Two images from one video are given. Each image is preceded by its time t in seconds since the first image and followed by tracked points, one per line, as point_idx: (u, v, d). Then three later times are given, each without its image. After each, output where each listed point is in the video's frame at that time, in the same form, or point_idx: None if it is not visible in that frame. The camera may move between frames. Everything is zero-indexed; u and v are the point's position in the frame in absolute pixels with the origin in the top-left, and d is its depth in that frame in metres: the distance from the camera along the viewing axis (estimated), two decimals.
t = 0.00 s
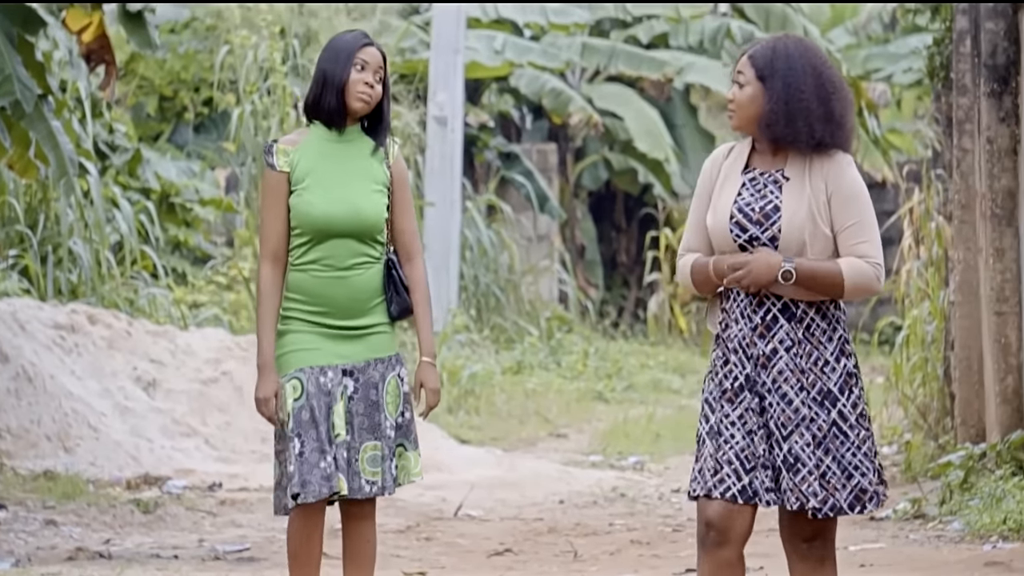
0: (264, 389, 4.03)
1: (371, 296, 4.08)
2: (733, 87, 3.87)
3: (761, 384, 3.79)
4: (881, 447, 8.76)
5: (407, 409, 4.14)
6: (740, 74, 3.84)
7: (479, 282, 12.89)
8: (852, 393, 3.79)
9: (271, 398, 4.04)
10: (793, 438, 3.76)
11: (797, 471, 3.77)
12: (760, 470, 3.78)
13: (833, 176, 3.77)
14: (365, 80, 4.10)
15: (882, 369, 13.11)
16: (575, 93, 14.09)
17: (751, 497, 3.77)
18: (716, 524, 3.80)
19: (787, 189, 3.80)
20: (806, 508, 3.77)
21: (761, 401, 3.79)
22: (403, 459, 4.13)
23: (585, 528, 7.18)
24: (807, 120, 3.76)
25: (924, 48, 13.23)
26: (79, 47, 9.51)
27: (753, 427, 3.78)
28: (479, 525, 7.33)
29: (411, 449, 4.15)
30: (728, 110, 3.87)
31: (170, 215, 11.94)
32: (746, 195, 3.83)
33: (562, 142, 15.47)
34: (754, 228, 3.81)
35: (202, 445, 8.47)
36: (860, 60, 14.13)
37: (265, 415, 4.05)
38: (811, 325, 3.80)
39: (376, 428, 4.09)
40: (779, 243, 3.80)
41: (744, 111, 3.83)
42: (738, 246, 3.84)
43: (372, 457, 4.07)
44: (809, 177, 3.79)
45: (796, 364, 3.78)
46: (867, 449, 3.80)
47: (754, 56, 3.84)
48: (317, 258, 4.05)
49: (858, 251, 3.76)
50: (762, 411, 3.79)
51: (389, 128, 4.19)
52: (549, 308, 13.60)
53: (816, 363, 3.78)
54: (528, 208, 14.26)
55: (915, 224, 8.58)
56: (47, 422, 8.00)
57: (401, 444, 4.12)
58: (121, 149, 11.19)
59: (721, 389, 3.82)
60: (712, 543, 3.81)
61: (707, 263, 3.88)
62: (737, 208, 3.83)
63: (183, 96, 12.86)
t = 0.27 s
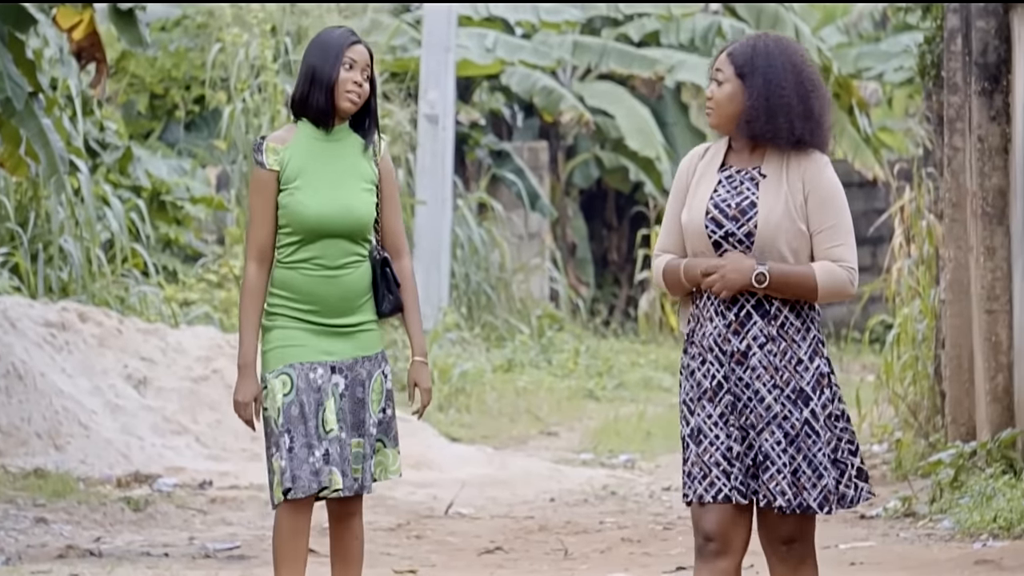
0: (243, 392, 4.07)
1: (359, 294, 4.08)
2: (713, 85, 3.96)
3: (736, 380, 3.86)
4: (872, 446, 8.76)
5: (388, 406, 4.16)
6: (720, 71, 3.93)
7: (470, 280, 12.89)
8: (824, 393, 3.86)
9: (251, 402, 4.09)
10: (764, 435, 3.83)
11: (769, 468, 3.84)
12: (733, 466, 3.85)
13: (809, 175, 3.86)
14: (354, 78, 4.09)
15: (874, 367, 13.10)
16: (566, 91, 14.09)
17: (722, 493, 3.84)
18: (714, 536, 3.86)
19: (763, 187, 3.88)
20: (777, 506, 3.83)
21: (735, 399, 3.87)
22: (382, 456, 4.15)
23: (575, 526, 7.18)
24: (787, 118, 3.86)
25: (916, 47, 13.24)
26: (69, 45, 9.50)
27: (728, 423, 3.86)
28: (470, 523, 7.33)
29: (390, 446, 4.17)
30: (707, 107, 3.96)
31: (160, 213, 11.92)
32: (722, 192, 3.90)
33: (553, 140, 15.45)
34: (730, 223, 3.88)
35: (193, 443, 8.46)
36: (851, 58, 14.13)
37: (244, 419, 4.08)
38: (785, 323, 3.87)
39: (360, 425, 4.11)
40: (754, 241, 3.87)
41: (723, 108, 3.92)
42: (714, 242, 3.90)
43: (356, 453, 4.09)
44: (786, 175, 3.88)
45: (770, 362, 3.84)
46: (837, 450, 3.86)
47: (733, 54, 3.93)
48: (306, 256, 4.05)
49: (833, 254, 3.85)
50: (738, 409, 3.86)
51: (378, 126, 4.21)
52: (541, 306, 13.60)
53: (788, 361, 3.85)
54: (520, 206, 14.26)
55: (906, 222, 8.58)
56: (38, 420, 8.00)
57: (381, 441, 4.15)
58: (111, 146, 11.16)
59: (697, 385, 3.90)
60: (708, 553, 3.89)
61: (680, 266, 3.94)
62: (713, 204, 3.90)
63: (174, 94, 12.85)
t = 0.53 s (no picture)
0: (245, 390, 3.99)
1: (346, 294, 4.11)
2: (689, 87, 3.94)
3: (704, 378, 3.83)
4: (867, 446, 8.77)
5: (377, 405, 4.17)
6: (700, 72, 3.92)
7: (466, 279, 12.91)
8: (784, 396, 3.83)
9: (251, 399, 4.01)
10: (727, 433, 3.81)
11: (730, 467, 3.80)
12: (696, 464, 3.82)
13: (781, 173, 3.83)
14: (335, 78, 4.09)
15: (870, 366, 13.11)
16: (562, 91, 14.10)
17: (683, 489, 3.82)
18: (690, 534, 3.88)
19: (734, 185, 3.85)
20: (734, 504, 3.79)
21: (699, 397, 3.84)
22: (372, 455, 4.17)
23: (571, 525, 7.18)
24: (775, 113, 3.87)
25: (912, 47, 13.25)
26: (65, 43, 9.50)
27: (694, 423, 3.83)
28: (466, 522, 7.33)
29: (380, 445, 4.18)
30: (687, 110, 3.94)
31: (157, 211, 11.94)
32: (694, 190, 3.88)
33: (549, 139, 15.46)
34: (700, 219, 3.85)
35: (189, 442, 8.45)
36: (848, 58, 14.13)
37: (246, 416, 4.01)
38: (753, 322, 3.84)
39: (346, 427, 4.12)
40: (725, 237, 3.83)
41: (707, 109, 3.90)
42: (684, 239, 3.87)
43: (341, 454, 4.10)
44: (758, 172, 3.85)
45: (739, 360, 3.81)
46: (796, 454, 3.83)
47: (713, 53, 3.92)
48: (294, 256, 4.06)
49: (810, 252, 3.82)
50: (704, 407, 3.83)
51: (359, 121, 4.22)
52: (536, 305, 13.61)
53: (754, 360, 3.82)
54: (515, 205, 14.27)
55: (903, 222, 8.58)
56: (33, 418, 7.99)
57: (370, 439, 4.16)
58: (108, 145, 11.16)
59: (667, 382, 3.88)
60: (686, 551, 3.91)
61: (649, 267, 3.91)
62: (684, 202, 3.88)
63: (171, 93, 12.85)
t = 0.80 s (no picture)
0: (239, 386, 3.97)
1: (331, 290, 4.10)
2: (680, 81, 3.95)
3: (683, 373, 3.85)
4: (866, 441, 8.77)
5: (363, 403, 4.18)
6: (696, 68, 3.94)
7: (464, 274, 12.90)
8: (766, 389, 3.84)
9: (246, 395, 3.99)
10: (704, 428, 3.83)
11: (704, 461, 3.83)
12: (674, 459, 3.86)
13: (763, 167, 3.86)
14: (316, 75, 4.08)
15: (869, 362, 13.11)
16: (561, 85, 14.10)
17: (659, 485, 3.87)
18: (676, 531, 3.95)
19: (716, 180, 3.88)
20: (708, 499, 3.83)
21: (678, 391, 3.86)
22: (359, 451, 4.17)
23: (570, 520, 7.19)
24: (767, 114, 3.97)
25: (912, 43, 13.25)
26: (64, 37, 9.49)
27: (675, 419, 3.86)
28: (464, 517, 7.34)
29: (369, 442, 4.19)
30: (678, 105, 3.94)
31: (155, 206, 11.94)
32: (674, 186, 3.91)
33: (548, 134, 15.45)
34: (683, 216, 3.87)
35: (188, 437, 8.46)
36: (847, 53, 14.13)
37: (240, 412, 3.99)
38: (733, 317, 3.86)
39: (327, 422, 4.12)
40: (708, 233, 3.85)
41: (704, 105, 3.92)
42: (665, 236, 3.90)
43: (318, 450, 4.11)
44: (739, 167, 3.88)
45: (717, 356, 3.84)
46: (776, 448, 3.85)
47: (706, 50, 3.96)
48: (279, 253, 4.05)
49: (809, 231, 3.85)
50: (684, 402, 3.85)
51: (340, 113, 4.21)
52: (535, 300, 13.60)
53: (731, 355, 3.84)
54: (514, 200, 14.27)
55: (901, 217, 8.57)
56: (32, 412, 7.99)
57: (358, 436, 4.17)
58: (106, 139, 11.16)
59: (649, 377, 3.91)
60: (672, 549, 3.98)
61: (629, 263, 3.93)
62: (665, 199, 3.90)
63: (169, 88, 12.84)
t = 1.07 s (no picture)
0: (203, 382, 3.98)
1: (315, 280, 4.05)
2: (674, 77, 3.91)
3: (679, 374, 3.80)
4: (864, 438, 8.77)
5: (356, 394, 4.10)
6: (692, 65, 3.91)
7: (464, 270, 12.91)
8: (763, 380, 3.80)
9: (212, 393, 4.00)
10: (705, 426, 3.78)
11: (707, 458, 3.77)
12: (676, 461, 3.79)
13: (753, 165, 3.84)
14: (296, 65, 4.05)
15: (867, 358, 13.12)
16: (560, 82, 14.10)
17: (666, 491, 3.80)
18: (669, 531, 3.94)
19: (708, 180, 3.84)
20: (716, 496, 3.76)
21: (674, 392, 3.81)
22: (357, 444, 4.09)
23: (568, 517, 7.18)
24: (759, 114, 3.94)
25: (910, 39, 13.25)
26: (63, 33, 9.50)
27: (671, 421, 3.80)
28: (463, 513, 7.33)
29: (367, 434, 4.11)
30: (672, 101, 3.89)
31: (154, 202, 11.96)
32: (666, 185, 3.85)
33: (547, 131, 15.46)
34: (676, 216, 3.82)
35: (186, 433, 8.45)
36: (847, 50, 14.13)
37: (204, 409, 4.00)
38: (727, 313, 3.82)
39: (324, 412, 4.04)
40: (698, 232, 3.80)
41: (698, 102, 3.89)
42: (656, 236, 3.83)
43: (319, 441, 4.03)
44: (728, 164, 3.84)
45: (714, 353, 3.79)
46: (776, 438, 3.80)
47: (699, 48, 3.93)
48: (260, 243, 4.02)
49: (775, 250, 3.84)
50: (682, 402, 3.79)
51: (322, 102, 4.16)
52: (533, 297, 13.60)
53: (728, 350, 3.80)
54: (513, 197, 14.28)
55: (900, 214, 8.57)
56: (31, 409, 7.99)
57: (353, 429, 4.08)
58: (105, 135, 11.17)
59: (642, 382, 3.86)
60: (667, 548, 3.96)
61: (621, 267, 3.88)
62: (657, 199, 3.84)
63: (167, 84, 12.84)
